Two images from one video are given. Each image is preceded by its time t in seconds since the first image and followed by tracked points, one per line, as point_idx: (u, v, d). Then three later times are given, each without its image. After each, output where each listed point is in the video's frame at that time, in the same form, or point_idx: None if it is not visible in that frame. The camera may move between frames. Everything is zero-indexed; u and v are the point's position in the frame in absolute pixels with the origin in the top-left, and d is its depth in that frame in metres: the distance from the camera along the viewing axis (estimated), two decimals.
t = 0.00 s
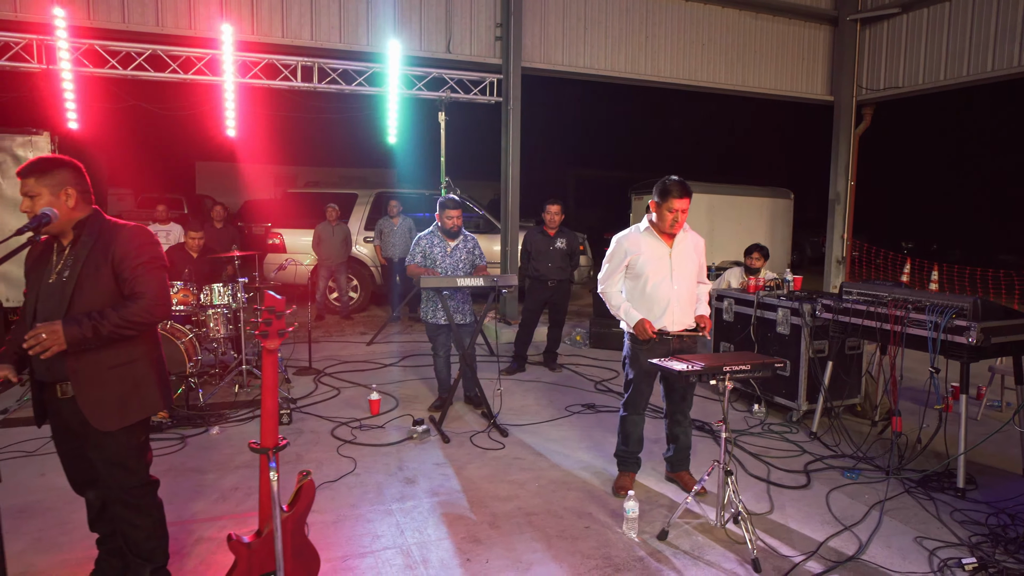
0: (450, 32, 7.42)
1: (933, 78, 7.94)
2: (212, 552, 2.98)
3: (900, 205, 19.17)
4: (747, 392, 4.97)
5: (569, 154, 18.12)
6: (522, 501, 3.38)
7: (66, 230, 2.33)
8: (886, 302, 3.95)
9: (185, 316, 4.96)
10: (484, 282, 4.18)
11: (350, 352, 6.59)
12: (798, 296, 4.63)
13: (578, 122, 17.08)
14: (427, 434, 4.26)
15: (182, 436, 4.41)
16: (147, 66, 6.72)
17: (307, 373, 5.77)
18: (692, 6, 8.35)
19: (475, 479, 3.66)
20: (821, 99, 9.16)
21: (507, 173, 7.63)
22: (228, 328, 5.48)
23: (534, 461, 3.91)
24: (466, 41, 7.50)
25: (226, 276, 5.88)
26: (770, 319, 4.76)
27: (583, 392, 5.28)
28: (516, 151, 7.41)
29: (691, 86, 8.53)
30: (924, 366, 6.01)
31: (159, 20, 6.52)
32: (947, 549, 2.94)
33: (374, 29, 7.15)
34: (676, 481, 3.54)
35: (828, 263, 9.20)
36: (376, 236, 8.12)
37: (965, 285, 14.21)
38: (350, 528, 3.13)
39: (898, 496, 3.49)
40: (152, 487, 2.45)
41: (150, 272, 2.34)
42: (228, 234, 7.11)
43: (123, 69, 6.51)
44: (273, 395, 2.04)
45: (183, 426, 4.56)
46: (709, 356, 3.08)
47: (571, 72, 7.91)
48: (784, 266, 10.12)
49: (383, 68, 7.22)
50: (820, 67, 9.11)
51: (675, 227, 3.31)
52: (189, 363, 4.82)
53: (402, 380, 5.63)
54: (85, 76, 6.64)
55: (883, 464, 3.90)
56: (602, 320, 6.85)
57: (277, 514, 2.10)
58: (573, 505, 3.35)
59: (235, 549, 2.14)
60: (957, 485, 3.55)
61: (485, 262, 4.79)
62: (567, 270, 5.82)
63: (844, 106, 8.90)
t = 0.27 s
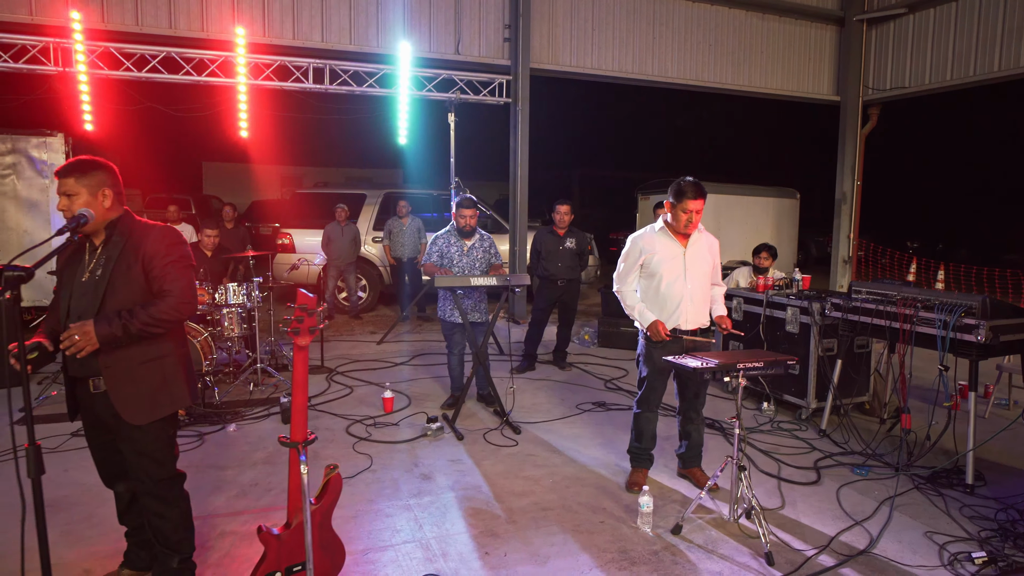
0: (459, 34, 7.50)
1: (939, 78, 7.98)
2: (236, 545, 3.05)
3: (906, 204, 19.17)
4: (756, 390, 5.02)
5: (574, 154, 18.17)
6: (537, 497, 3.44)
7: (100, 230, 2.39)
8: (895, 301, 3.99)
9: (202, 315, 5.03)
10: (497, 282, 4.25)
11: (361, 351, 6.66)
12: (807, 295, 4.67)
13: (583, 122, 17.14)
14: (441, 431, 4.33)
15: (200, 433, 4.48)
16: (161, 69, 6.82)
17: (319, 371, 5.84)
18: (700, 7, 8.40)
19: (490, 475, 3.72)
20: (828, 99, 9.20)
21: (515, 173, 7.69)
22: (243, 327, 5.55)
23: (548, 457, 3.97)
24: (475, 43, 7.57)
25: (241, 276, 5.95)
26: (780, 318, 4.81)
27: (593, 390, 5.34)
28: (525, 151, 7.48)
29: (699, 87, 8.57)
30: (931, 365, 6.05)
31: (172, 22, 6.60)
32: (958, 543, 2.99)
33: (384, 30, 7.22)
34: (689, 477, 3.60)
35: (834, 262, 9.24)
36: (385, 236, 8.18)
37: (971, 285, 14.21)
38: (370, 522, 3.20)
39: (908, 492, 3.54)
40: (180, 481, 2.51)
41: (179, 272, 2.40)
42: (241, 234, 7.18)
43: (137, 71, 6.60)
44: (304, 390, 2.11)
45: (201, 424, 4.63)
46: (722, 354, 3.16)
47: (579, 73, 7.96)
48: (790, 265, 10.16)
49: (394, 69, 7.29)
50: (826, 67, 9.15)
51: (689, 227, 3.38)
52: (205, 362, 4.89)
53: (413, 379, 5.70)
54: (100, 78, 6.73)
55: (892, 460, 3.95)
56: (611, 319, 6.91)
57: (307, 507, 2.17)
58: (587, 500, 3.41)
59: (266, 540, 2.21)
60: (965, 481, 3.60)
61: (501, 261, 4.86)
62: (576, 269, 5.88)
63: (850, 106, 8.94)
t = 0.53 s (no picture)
0: (465, 35, 7.56)
1: (943, 79, 8.01)
2: (252, 539, 3.11)
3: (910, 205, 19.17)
4: (762, 389, 5.06)
5: (578, 155, 18.21)
6: (547, 493, 3.49)
7: (122, 228, 2.44)
8: (900, 300, 4.03)
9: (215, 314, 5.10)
10: (506, 281, 4.31)
11: (369, 350, 6.71)
12: (813, 294, 4.72)
13: (587, 122, 17.19)
14: (450, 429, 4.38)
15: (213, 430, 4.54)
16: (171, 69, 6.88)
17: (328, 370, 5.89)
18: (705, 9, 8.44)
19: (500, 472, 3.77)
20: (832, 100, 9.23)
21: (521, 174, 7.74)
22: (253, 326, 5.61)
23: (556, 454, 4.02)
24: (482, 44, 7.63)
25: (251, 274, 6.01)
26: (785, 317, 4.86)
27: (600, 389, 5.38)
28: (531, 152, 7.52)
29: (704, 88, 8.61)
30: (935, 365, 6.09)
31: (182, 24, 6.67)
32: (962, 539, 3.03)
33: (391, 32, 7.28)
34: (696, 474, 3.65)
35: (838, 263, 9.27)
36: (391, 236, 8.23)
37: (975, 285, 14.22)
38: (382, 518, 3.25)
39: (913, 489, 3.58)
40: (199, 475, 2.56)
41: (196, 271, 2.45)
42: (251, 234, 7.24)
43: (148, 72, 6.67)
44: (324, 386, 2.17)
45: (213, 421, 4.70)
46: (730, 352, 3.21)
47: (585, 74, 8.01)
48: (795, 266, 10.19)
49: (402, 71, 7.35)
50: (830, 69, 9.18)
51: (697, 227, 3.44)
52: (218, 360, 4.96)
53: (421, 377, 5.75)
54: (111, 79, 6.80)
55: (897, 458, 4.00)
56: (616, 319, 6.96)
57: (327, 499, 2.23)
58: (596, 496, 3.46)
59: (286, 532, 2.26)
60: (970, 479, 3.64)
61: (513, 260, 4.93)
62: (583, 269, 5.92)
63: (854, 107, 8.97)
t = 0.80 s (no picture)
0: (471, 36, 7.60)
1: (948, 79, 8.02)
2: (265, 534, 3.16)
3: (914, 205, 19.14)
4: (768, 388, 5.10)
5: (582, 155, 18.24)
6: (555, 490, 3.54)
7: (140, 228, 2.49)
8: (905, 300, 4.07)
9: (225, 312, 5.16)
10: (513, 280, 4.36)
11: (376, 349, 6.76)
12: (818, 294, 4.75)
13: (591, 122, 17.23)
14: (458, 427, 4.42)
15: (223, 427, 4.60)
16: (180, 70, 6.94)
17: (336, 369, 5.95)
18: (709, 9, 8.47)
19: (508, 469, 3.82)
20: (836, 100, 9.25)
21: (526, 174, 7.78)
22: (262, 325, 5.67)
23: (564, 452, 4.07)
24: (487, 45, 7.68)
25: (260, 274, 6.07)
26: (791, 317, 4.89)
27: (606, 388, 5.43)
28: (536, 152, 7.57)
29: (708, 88, 8.64)
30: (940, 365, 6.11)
31: (191, 25, 6.74)
32: (966, 536, 3.07)
33: (398, 34, 7.33)
34: (702, 471, 3.69)
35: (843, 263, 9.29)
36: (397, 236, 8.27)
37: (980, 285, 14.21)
38: (393, 513, 3.30)
39: (917, 487, 3.62)
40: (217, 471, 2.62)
41: (211, 270, 2.49)
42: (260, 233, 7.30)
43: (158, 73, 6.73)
44: (340, 383, 2.22)
45: (223, 419, 4.75)
46: (737, 351, 3.26)
47: (590, 75, 8.05)
48: (799, 266, 10.22)
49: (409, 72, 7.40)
50: (835, 69, 9.21)
51: (702, 227, 3.48)
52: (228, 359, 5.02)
53: (429, 376, 5.80)
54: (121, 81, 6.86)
55: (902, 456, 4.03)
56: (622, 318, 7.00)
57: (342, 494, 2.28)
58: (603, 493, 3.50)
59: (302, 526, 2.31)
60: (974, 477, 3.68)
61: (522, 259, 5.00)
62: (588, 269, 5.96)
63: (859, 107, 8.99)
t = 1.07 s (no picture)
0: (477, 37, 7.66)
1: (952, 79, 8.04)
2: (278, 529, 3.22)
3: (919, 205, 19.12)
4: (772, 387, 5.14)
5: (587, 155, 18.27)
6: (562, 487, 3.60)
7: (161, 229, 2.56)
8: (908, 299, 4.11)
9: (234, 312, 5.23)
10: (520, 280, 4.41)
11: (383, 349, 6.82)
12: (822, 294, 4.80)
13: (595, 122, 17.27)
14: (465, 425, 4.47)
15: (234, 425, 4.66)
16: (190, 72, 7.01)
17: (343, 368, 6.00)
18: (714, 10, 8.50)
19: (515, 466, 3.88)
20: (841, 101, 9.28)
21: (532, 174, 7.83)
22: (270, 324, 5.73)
23: (570, 450, 4.12)
24: (493, 47, 7.73)
25: (269, 274, 6.13)
26: (795, 316, 4.94)
27: (611, 387, 5.48)
28: (542, 153, 7.61)
29: (712, 89, 8.68)
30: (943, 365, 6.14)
31: (200, 27, 6.81)
32: (968, 532, 3.11)
33: (405, 36, 7.40)
34: (707, 469, 3.74)
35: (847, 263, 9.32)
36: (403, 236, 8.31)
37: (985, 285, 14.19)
38: (403, 509, 3.36)
39: (920, 485, 3.66)
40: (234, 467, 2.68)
41: (229, 271, 2.55)
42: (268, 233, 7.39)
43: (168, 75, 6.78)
44: (354, 380, 2.28)
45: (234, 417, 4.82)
46: (742, 350, 3.31)
47: (595, 76, 8.10)
48: (803, 266, 10.24)
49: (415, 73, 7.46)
50: (839, 69, 9.23)
51: (707, 228, 3.52)
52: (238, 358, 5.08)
53: (435, 375, 5.85)
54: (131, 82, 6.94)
55: (905, 455, 4.07)
56: (627, 318, 7.05)
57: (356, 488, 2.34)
58: (610, 490, 3.56)
59: (317, 520, 2.37)
60: (977, 475, 3.71)
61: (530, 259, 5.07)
62: (593, 269, 6.01)
63: (863, 107, 9.01)
